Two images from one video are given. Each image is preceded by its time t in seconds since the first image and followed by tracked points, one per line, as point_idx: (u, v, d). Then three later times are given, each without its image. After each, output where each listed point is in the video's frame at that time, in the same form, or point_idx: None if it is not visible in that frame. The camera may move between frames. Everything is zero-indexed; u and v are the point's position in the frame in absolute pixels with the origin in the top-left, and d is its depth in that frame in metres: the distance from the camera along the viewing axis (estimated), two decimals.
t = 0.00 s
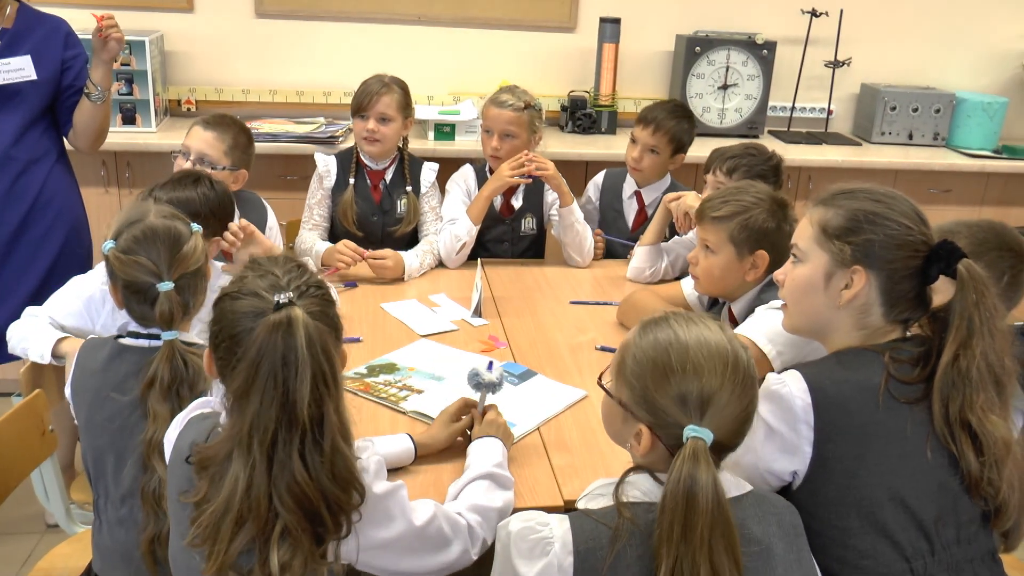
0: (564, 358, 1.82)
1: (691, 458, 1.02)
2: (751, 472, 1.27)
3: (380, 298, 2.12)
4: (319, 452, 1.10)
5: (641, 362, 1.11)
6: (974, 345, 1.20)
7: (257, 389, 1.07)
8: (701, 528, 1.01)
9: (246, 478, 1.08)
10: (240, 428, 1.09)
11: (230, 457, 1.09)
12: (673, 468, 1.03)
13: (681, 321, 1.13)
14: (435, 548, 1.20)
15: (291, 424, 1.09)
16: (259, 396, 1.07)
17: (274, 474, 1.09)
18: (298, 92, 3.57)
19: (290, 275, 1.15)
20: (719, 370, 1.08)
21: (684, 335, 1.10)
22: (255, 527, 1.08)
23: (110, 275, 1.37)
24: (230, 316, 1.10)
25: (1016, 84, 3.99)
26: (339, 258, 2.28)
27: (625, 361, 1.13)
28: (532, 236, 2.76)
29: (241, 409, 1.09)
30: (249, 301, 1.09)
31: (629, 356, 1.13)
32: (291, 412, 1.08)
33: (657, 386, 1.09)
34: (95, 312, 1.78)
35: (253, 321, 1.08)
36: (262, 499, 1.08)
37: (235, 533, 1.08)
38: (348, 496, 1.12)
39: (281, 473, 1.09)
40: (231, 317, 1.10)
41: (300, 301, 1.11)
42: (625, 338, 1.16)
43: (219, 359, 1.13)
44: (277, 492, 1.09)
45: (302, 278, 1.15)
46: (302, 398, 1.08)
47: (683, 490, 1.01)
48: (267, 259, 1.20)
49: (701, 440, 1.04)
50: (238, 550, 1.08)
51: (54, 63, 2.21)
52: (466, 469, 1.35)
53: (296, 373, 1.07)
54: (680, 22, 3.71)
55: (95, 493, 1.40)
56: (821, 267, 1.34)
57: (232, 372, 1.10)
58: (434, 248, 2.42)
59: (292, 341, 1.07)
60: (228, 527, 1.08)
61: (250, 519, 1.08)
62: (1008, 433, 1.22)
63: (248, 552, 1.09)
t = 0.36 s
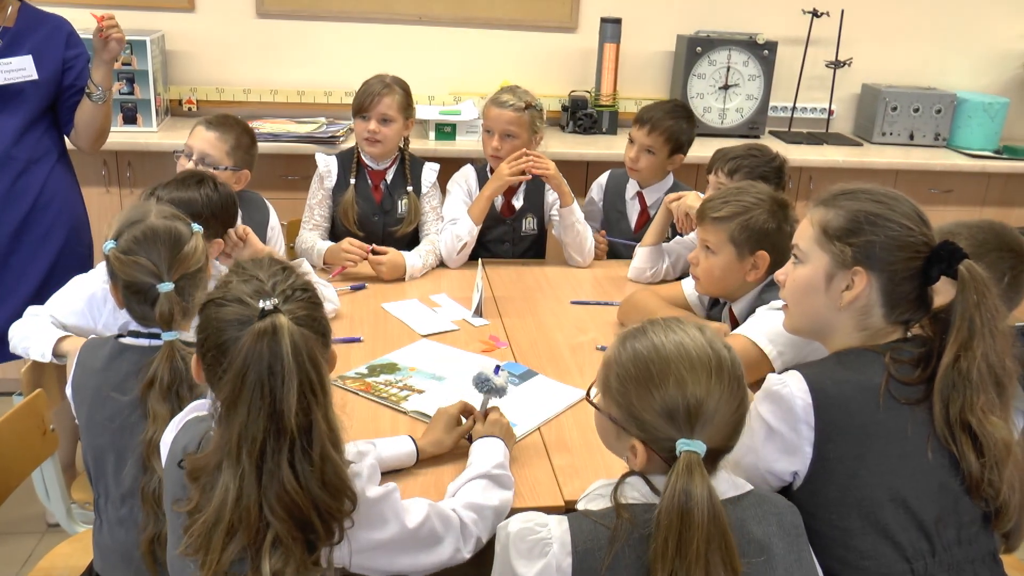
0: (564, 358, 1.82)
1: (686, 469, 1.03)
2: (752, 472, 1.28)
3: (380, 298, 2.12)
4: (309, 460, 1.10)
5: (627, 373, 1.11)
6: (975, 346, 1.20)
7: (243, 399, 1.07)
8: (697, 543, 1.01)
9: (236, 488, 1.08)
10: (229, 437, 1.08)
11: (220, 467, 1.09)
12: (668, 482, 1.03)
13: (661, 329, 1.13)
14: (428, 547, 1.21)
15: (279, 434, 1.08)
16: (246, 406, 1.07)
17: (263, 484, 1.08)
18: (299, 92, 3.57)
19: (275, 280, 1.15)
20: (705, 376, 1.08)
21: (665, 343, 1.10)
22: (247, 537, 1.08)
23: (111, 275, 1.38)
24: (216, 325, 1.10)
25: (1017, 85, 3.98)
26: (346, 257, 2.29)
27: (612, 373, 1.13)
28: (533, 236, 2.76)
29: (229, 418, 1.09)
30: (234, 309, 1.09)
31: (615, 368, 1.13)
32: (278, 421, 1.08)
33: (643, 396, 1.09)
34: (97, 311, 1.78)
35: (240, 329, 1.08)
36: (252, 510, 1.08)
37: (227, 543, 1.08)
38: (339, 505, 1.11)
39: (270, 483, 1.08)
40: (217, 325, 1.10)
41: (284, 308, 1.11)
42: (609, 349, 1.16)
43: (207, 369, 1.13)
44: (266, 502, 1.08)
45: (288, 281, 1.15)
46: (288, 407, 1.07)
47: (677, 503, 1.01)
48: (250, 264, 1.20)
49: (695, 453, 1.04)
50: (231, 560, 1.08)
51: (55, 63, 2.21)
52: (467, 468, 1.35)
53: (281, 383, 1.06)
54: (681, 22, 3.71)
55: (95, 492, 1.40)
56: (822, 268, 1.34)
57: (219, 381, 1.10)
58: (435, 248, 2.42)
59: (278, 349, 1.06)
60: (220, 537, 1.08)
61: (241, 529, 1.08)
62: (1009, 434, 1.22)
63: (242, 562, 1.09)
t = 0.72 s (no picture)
0: (564, 358, 1.82)
1: (686, 475, 1.03)
2: (753, 472, 1.29)
3: (381, 298, 2.12)
4: (260, 475, 1.06)
5: (622, 376, 1.11)
6: (975, 347, 1.20)
7: (202, 403, 1.06)
8: (697, 548, 1.01)
9: (185, 496, 1.06)
10: (185, 442, 1.07)
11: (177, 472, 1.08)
12: (668, 488, 1.03)
13: (657, 331, 1.13)
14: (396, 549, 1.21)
15: (231, 441, 1.05)
16: (203, 409, 1.06)
17: (213, 495, 1.06)
18: (300, 92, 3.57)
19: (251, 284, 1.14)
20: (701, 379, 1.08)
21: (660, 346, 1.10)
22: (195, 546, 1.07)
23: (111, 275, 1.38)
24: (189, 326, 1.10)
25: (1018, 85, 3.98)
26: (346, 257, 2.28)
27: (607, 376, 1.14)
28: (534, 236, 2.76)
29: (187, 421, 1.07)
30: (205, 311, 1.09)
31: (611, 371, 1.13)
32: (231, 429, 1.05)
33: (641, 400, 1.09)
34: (98, 311, 1.77)
35: (206, 331, 1.08)
36: (199, 520, 1.06)
37: (175, 550, 1.07)
38: (293, 524, 1.07)
39: (218, 494, 1.06)
40: (189, 327, 1.10)
41: (253, 314, 1.10)
42: (606, 353, 1.16)
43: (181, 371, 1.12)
44: (214, 514, 1.06)
45: (264, 285, 1.14)
46: (241, 414, 1.05)
47: (677, 509, 1.01)
48: (229, 271, 1.20)
49: (695, 457, 1.04)
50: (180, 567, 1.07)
51: (43, 61, 2.21)
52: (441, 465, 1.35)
53: (237, 388, 1.05)
54: (683, 22, 3.71)
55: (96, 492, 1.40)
56: (822, 269, 1.34)
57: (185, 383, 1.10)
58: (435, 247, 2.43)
59: (235, 351, 1.04)
60: (170, 543, 1.07)
61: (186, 537, 1.06)
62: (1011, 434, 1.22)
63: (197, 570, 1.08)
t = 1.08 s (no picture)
0: (564, 358, 1.82)
1: (684, 470, 1.03)
2: (753, 472, 1.29)
3: (381, 298, 2.12)
4: (283, 476, 1.08)
5: (622, 377, 1.11)
6: (976, 348, 1.20)
7: (215, 415, 1.05)
8: (696, 544, 1.01)
9: (211, 509, 1.06)
10: (202, 456, 1.06)
11: (196, 487, 1.07)
12: (667, 483, 1.03)
13: (654, 330, 1.13)
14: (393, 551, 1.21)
15: (252, 450, 1.06)
16: (217, 422, 1.05)
17: (240, 506, 1.06)
18: (299, 93, 3.57)
19: (249, 290, 1.14)
20: (700, 375, 1.08)
21: (659, 344, 1.10)
22: (223, 561, 1.06)
23: (112, 276, 1.38)
24: (188, 337, 1.09)
25: (1018, 85, 3.98)
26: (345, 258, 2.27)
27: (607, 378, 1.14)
28: (534, 236, 2.76)
29: (202, 435, 1.07)
30: (206, 322, 1.08)
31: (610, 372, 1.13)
32: (252, 437, 1.06)
33: (640, 399, 1.09)
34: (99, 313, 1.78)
35: (211, 344, 1.07)
36: (228, 533, 1.06)
37: (204, 568, 1.06)
38: (317, 522, 1.10)
39: (244, 503, 1.06)
40: (189, 339, 1.09)
41: (257, 318, 1.09)
42: (603, 354, 1.16)
43: (182, 384, 1.11)
44: (242, 524, 1.06)
45: (262, 290, 1.14)
46: (261, 421, 1.05)
47: (677, 505, 1.01)
48: (223, 276, 1.19)
49: (694, 453, 1.04)
50: None
51: None
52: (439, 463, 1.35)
53: (253, 397, 1.05)
54: (682, 22, 3.71)
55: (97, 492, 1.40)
56: (822, 270, 1.34)
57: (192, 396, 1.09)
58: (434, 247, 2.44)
59: (246, 360, 1.05)
60: (198, 562, 1.06)
61: (216, 553, 1.06)
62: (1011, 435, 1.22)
63: None
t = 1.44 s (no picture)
0: (564, 359, 1.82)
1: (692, 451, 1.02)
2: (753, 474, 1.29)
3: (381, 298, 2.13)
4: (282, 473, 1.08)
5: (634, 364, 1.11)
6: (977, 350, 1.20)
7: (214, 409, 1.06)
8: (700, 526, 1.01)
9: (208, 505, 1.05)
10: (202, 451, 1.07)
11: (194, 482, 1.07)
12: (675, 462, 1.03)
13: (668, 319, 1.13)
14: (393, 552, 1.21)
15: (252, 445, 1.06)
16: (217, 416, 1.06)
17: (238, 501, 1.06)
18: (299, 93, 3.57)
19: (250, 287, 1.13)
20: (712, 361, 1.08)
21: (672, 331, 1.10)
22: (218, 560, 1.05)
23: (112, 274, 1.38)
24: (189, 331, 1.09)
25: (1018, 86, 3.98)
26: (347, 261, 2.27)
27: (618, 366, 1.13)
28: (534, 237, 2.76)
29: (202, 429, 1.07)
30: (207, 316, 1.08)
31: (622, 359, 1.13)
32: (251, 433, 1.06)
33: (653, 383, 1.09)
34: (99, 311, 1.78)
35: (211, 338, 1.07)
36: (225, 531, 1.05)
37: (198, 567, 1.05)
38: (314, 521, 1.10)
39: (242, 498, 1.06)
40: (190, 334, 1.09)
41: (259, 313, 1.09)
42: (615, 343, 1.16)
43: (181, 380, 1.11)
44: (240, 519, 1.06)
45: (263, 288, 1.14)
46: (261, 417, 1.06)
47: (682, 486, 1.01)
48: (226, 274, 1.19)
49: (701, 434, 1.04)
50: None
51: None
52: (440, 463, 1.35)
53: (253, 393, 1.05)
54: (682, 22, 3.71)
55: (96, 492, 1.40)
56: (823, 273, 1.34)
57: (191, 392, 1.09)
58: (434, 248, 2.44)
59: (248, 355, 1.05)
60: (193, 560, 1.05)
61: (213, 553, 1.05)
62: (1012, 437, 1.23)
63: None
